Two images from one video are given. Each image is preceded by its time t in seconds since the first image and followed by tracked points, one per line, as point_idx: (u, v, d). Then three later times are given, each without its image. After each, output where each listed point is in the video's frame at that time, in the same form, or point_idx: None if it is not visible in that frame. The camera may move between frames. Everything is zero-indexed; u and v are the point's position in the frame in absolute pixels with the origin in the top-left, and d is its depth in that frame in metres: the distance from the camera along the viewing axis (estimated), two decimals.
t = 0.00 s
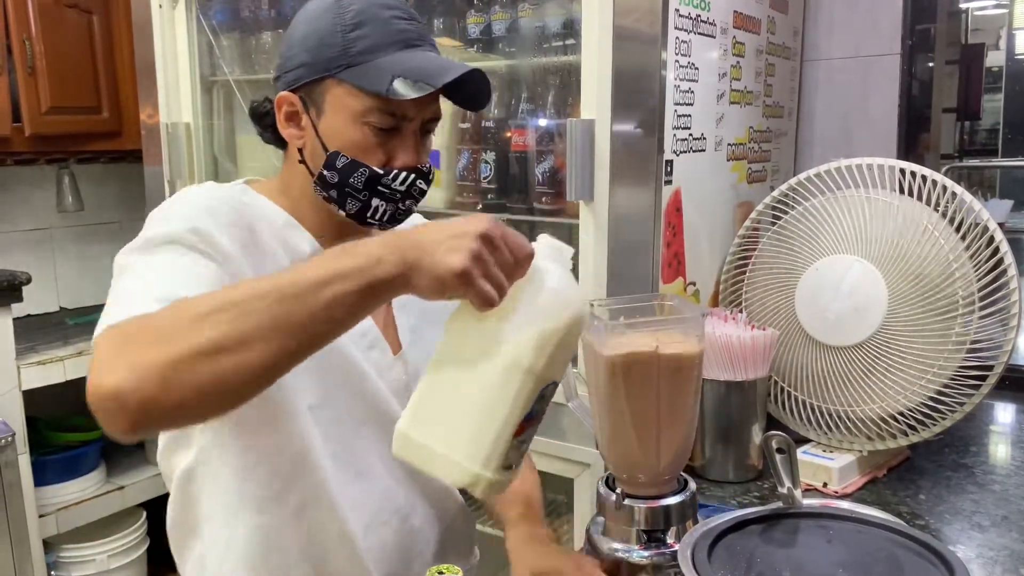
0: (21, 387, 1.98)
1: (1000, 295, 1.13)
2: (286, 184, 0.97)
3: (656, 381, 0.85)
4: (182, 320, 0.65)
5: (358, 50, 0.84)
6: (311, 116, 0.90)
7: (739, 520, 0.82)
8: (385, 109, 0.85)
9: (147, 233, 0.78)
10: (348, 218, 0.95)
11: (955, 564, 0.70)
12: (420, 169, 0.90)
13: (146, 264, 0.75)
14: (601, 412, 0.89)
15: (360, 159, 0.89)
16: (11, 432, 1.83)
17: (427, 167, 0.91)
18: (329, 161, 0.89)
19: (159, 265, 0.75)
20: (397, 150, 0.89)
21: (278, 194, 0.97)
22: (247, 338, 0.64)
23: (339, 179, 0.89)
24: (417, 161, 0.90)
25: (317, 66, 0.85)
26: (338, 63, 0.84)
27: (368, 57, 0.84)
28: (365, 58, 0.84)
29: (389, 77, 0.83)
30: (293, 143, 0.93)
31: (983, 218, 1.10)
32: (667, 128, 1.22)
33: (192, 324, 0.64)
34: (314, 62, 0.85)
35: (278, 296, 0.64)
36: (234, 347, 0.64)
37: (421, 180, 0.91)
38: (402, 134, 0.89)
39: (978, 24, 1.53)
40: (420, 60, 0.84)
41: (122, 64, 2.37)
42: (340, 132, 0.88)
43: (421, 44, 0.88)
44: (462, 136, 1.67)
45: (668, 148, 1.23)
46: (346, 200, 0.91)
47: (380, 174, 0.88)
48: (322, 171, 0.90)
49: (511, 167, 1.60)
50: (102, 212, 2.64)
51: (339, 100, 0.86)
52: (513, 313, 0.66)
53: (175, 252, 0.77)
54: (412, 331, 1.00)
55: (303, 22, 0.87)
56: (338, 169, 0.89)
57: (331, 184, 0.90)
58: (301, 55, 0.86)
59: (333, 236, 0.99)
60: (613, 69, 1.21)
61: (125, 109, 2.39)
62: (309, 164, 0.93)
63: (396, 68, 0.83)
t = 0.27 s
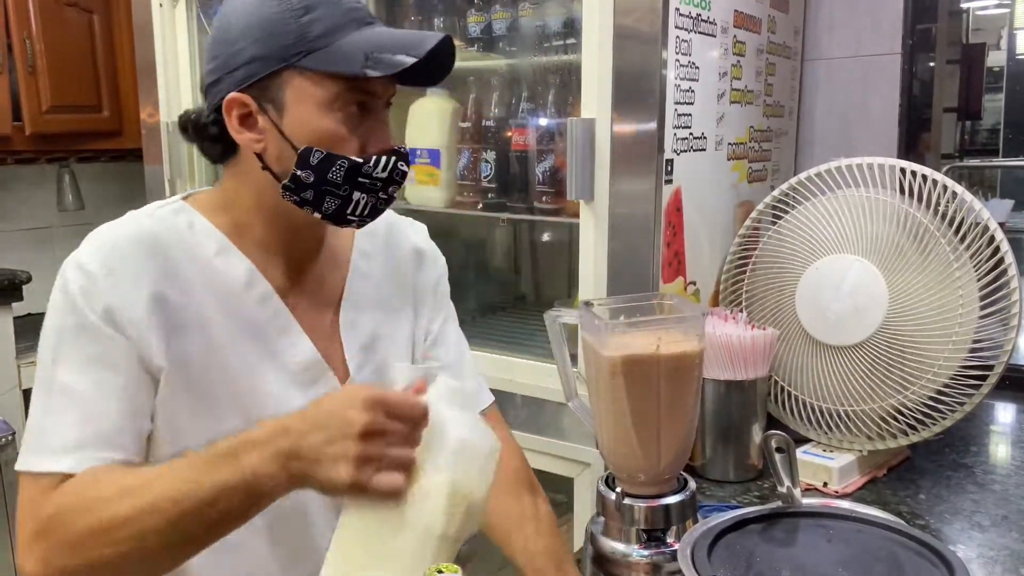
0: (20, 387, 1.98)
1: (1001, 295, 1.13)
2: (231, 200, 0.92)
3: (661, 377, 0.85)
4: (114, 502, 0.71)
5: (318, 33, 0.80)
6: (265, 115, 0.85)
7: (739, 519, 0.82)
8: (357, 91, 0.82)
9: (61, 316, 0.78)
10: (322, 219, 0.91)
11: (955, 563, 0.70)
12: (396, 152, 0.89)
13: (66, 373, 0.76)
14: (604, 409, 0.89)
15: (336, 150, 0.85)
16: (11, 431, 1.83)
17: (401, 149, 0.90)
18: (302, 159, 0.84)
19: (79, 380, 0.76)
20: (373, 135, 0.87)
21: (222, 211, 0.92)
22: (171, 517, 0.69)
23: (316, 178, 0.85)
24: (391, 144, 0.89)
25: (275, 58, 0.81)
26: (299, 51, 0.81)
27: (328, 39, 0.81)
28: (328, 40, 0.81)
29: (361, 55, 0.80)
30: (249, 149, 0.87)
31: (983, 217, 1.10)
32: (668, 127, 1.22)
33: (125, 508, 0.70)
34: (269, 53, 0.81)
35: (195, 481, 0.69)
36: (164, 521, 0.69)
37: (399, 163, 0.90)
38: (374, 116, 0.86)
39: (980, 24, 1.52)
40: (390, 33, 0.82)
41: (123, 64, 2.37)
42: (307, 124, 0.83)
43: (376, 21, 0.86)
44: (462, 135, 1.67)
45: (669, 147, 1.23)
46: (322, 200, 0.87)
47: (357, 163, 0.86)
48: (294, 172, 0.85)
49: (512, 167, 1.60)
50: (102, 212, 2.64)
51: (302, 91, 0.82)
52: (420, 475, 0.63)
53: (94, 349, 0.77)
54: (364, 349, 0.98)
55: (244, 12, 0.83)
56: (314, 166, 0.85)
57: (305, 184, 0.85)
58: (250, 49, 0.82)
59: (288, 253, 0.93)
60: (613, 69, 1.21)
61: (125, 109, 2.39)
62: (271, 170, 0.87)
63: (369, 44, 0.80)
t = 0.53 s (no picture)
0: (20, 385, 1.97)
1: (1001, 295, 1.13)
2: (177, 214, 0.89)
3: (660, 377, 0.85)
4: None
5: (256, 44, 0.77)
6: (200, 126, 0.81)
7: (738, 518, 0.82)
8: (295, 109, 0.79)
9: (8, 370, 0.77)
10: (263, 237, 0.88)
11: (953, 562, 0.71)
12: (342, 172, 0.85)
13: (17, 440, 0.76)
14: (603, 409, 0.89)
15: (271, 170, 0.81)
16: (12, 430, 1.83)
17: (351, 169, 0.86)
18: (235, 178, 0.81)
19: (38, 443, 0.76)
20: (314, 154, 0.83)
21: (167, 227, 0.89)
22: None
23: (250, 199, 0.81)
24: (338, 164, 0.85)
25: (209, 68, 0.78)
26: (234, 63, 0.78)
27: (266, 50, 0.77)
28: (265, 52, 0.77)
29: (300, 72, 0.77)
30: (187, 161, 0.84)
31: (983, 217, 1.10)
32: (668, 126, 1.21)
33: None
34: (204, 62, 0.78)
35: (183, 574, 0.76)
36: None
37: (345, 185, 0.86)
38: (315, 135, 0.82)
39: (981, 24, 1.52)
40: (334, 49, 0.78)
41: (123, 62, 2.37)
42: (242, 141, 0.80)
43: (330, 28, 0.82)
44: (462, 134, 1.67)
45: (669, 147, 1.23)
46: (258, 220, 0.83)
47: (290, 185, 0.82)
48: (228, 191, 0.82)
49: (513, 167, 1.60)
50: (102, 210, 2.64)
51: (238, 105, 0.79)
52: None
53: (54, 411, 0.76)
54: (332, 359, 0.98)
55: (182, 12, 0.80)
56: (247, 186, 0.81)
57: (238, 204, 0.82)
58: (185, 56, 0.79)
59: (242, 269, 0.91)
60: (613, 68, 1.21)
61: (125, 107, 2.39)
62: (208, 187, 0.84)
63: (306, 62, 0.77)
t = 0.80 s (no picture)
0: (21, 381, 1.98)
1: (1002, 295, 1.13)
2: (156, 219, 0.86)
3: (662, 374, 0.85)
4: None
5: (228, 61, 0.73)
6: (171, 133, 0.78)
7: (738, 516, 0.82)
8: (264, 133, 0.75)
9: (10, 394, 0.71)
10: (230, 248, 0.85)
11: (954, 560, 0.71)
12: (313, 196, 0.82)
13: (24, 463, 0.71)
14: (604, 405, 0.89)
15: (240, 188, 0.78)
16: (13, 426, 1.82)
17: (322, 194, 0.83)
18: (202, 191, 0.78)
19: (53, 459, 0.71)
20: (284, 174, 0.80)
21: (147, 232, 0.86)
22: None
23: (217, 213, 0.79)
24: (310, 187, 0.81)
25: (179, 79, 0.74)
26: (203, 77, 0.73)
27: (239, 68, 0.74)
28: (237, 70, 0.74)
29: (269, 96, 0.73)
30: (157, 166, 0.81)
31: (985, 216, 1.10)
32: (670, 125, 1.21)
33: None
34: (174, 72, 0.74)
35: None
36: None
37: (313, 211, 0.83)
38: (284, 158, 0.79)
39: (982, 23, 1.53)
40: (307, 77, 0.75)
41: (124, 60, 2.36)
42: (213, 157, 0.77)
43: (311, 46, 0.78)
44: (464, 133, 1.67)
45: (670, 145, 1.23)
46: (225, 233, 0.81)
47: (257, 204, 0.79)
48: (194, 203, 0.79)
49: (514, 165, 1.60)
50: (103, 207, 2.64)
51: (208, 118, 0.75)
52: None
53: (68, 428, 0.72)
54: (325, 353, 0.98)
55: (159, 13, 0.75)
56: (215, 202, 0.79)
57: (205, 217, 0.80)
58: (158, 61, 0.75)
59: (227, 274, 0.89)
60: (616, 67, 1.21)
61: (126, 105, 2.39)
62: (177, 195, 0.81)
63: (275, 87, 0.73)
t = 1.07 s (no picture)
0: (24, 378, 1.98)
1: (1005, 292, 1.13)
2: (155, 216, 0.85)
3: (663, 369, 0.85)
4: None
5: (222, 53, 0.73)
6: (168, 128, 0.77)
7: (741, 512, 0.82)
8: (262, 124, 0.75)
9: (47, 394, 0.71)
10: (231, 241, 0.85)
11: (958, 555, 0.71)
12: (313, 185, 0.82)
13: (61, 460, 0.71)
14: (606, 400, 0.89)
15: (240, 180, 0.78)
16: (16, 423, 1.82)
17: (322, 181, 0.83)
18: (203, 184, 0.78)
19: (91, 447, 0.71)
20: (284, 165, 0.80)
21: (146, 228, 0.85)
22: None
23: (218, 206, 0.79)
24: (309, 176, 0.81)
25: (174, 73, 0.74)
26: (199, 70, 0.73)
27: (234, 60, 0.73)
28: (232, 62, 0.73)
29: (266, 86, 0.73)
30: (155, 162, 0.81)
31: (989, 213, 1.10)
32: (673, 121, 1.21)
33: None
34: (168, 67, 0.74)
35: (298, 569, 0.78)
36: None
37: (315, 199, 0.83)
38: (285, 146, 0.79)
39: (985, 21, 1.51)
40: (304, 65, 0.75)
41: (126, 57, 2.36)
42: (212, 150, 0.77)
43: (306, 34, 0.78)
44: (466, 129, 1.67)
45: (673, 141, 1.23)
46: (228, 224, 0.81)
47: (257, 195, 0.79)
48: (194, 198, 0.79)
49: (516, 161, 1.59)
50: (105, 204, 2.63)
51: (206, 110, 0.75)
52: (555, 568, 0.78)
53: (107, 419, 0.73)
54: (325, 337, 0.98)
55: (150, 8, 0.75)
56: (216, 194, 0.78)
57: (206, 210, 0.80)
58: (151, 57, 0.74)
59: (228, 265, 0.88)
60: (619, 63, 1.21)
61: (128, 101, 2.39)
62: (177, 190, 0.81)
63: (272, 77, 0.73)
